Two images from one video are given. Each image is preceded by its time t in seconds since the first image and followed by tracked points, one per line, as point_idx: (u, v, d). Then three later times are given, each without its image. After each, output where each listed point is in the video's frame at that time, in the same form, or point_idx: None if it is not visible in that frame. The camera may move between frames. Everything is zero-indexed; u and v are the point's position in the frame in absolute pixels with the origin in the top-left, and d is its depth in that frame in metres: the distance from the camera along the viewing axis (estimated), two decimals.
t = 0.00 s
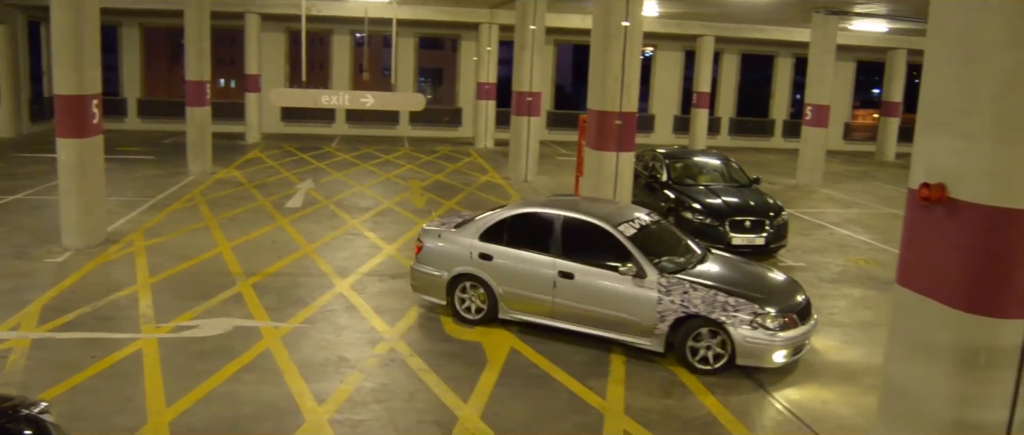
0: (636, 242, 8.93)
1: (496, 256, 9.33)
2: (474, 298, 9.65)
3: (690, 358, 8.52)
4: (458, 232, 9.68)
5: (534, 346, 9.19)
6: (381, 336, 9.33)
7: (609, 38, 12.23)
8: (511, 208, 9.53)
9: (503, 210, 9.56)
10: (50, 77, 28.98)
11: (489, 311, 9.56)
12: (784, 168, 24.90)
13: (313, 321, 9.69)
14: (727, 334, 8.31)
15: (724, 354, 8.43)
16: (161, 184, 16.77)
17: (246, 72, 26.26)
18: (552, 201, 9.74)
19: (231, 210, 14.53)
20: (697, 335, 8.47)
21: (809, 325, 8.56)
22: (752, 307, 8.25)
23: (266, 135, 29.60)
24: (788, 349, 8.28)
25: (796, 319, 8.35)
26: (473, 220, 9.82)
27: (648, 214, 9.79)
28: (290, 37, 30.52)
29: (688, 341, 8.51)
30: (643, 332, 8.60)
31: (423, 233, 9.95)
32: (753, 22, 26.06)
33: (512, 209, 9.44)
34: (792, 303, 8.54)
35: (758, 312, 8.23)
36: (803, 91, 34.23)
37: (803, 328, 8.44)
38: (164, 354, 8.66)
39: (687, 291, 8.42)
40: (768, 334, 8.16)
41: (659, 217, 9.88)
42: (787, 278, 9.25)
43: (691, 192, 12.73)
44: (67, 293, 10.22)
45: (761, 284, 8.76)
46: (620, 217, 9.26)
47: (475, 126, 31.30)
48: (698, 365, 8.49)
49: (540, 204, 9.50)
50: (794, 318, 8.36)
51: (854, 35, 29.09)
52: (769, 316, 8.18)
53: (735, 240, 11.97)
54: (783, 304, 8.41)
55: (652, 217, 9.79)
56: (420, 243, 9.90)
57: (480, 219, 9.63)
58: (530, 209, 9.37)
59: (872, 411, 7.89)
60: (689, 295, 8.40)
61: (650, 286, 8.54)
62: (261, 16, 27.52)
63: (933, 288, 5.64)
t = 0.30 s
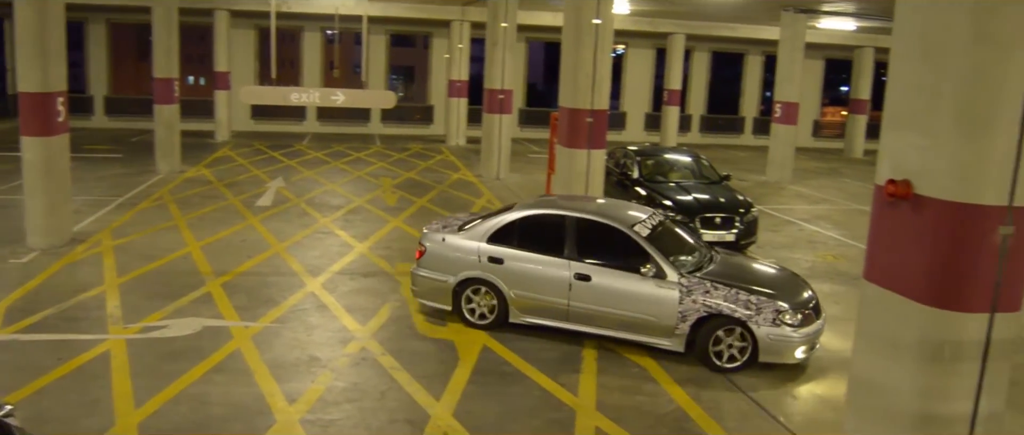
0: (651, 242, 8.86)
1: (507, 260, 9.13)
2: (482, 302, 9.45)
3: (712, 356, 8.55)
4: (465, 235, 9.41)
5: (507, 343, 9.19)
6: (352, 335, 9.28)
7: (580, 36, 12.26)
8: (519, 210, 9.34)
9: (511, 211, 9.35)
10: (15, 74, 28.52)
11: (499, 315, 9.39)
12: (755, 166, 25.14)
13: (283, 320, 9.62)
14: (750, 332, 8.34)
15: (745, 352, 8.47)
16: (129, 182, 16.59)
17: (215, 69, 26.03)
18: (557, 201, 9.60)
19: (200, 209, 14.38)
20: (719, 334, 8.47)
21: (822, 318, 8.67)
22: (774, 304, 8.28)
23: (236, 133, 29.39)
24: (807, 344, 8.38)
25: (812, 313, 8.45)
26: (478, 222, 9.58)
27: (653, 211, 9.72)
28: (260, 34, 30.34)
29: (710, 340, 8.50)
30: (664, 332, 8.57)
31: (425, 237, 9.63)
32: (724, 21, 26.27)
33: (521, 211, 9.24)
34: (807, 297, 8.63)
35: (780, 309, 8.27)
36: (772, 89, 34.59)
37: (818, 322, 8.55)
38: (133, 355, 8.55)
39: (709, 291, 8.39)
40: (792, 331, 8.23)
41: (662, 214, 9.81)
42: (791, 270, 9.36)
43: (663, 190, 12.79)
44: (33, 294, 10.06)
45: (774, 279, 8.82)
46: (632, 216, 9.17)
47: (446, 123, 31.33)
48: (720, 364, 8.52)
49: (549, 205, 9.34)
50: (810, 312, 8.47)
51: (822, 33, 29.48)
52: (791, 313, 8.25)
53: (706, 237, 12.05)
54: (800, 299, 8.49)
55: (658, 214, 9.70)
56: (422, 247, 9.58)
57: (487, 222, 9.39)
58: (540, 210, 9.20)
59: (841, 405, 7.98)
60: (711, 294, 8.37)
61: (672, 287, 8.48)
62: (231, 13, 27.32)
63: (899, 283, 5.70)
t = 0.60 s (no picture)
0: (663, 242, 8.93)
1: (518, 263, 9.03)
2: (491, 306, 9.30)
3: (728, 354, 8.65)
4: (471, 238, 9.27)
5: (477, 342, 9.20)
6: (322, 335, 9.23)
7: (551, 34, 12.32)
8: (527, 212, 9.26)
9: (519, 214, 9.27)
10: None
11: (508, 320, 9.26)
12: (725, 163, 25.37)
13: (253, 321, 9.55)
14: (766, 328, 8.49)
15: (761, 348, 8.63)
16: (94, 182, 16.37)
17: (182, 67, 25.77)
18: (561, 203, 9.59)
19: (168, 209, 14.22)
20: (736, 332, 8.59)
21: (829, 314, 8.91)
22: (788, 300, 8.46)
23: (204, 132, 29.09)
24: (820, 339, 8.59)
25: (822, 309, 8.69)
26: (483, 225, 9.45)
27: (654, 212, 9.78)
28: (228, 32, 30.10)
29: (727, 338, 8.60)
30: (680, 331, 8.65)
31: (428, 242, 9.43)
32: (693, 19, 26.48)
33: (530, 214, 9.17)
34: (814, 293, 8.86)
35: (794, 305, 8.46)
36: (741, 87, 34.94)
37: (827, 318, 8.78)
38: (99, 357, 8.44)
39: (725, 289, 8.52)
40: (809, 326, 8.43)
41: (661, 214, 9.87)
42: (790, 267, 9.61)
43: (633, 188, 12.86)
44: None
45: (781, 277, 9.02)
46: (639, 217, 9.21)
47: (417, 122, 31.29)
48: (738, 361, 8.63)
49: (557, 207, 9.30)
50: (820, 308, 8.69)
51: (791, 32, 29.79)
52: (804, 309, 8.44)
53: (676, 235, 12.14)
54: (810, 296, 8.71)
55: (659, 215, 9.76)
56: (426, 252, 9.38)
57: (494, 225, 9.28)
58: (550, 212, 9.15)
59: (808, 400, 8.10)
60: (727, 293, 8.51)
61: (689, 286, 8.58)
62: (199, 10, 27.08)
63: (865, 279, 5.76)
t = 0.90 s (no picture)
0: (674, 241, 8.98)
1: (529, 265, 8.94)
2: (500, 310, 9.19)
3: (741, 350, 8.77)
4: (478, 242, 9.13)
5: (449, 342, 9.20)
6: (293, 336, 9.18)
7: (521, 33, 12.39)
8: (535, 214, 9.19)
9: (526, 216, 9.19)
10: None
11: (518, 324, 9.18)
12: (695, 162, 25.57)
13: (221, 322, 9.47)
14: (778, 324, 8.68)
15: (771, 343, 8.80)
16: (58, 182, 16.14)
17: (149, 66, 25.52)
18: (566, 202, 9.55)
19: (135, 210, 14.06)
20: (749, 329, 8.72)
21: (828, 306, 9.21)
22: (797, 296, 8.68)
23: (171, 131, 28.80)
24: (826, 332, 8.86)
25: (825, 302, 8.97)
26: (488, 228, 9.33)
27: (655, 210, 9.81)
28: (195, 30, 29.85)
29: (740, 335, 8.72)
30: (694, 330, 8.75)
31: (434, 246, 9.23)
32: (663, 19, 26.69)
33: (539, 216, 9.10)
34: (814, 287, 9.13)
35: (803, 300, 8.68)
36: (711, 86, 35.27)
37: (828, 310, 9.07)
38: (64, 360, 8.32)
39: (738, 287, 8.65)
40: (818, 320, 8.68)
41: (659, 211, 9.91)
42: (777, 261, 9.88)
43: (604, 186, 12.90)
44: None
45: (781, 272, 9.23)
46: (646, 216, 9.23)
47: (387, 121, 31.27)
48: (750, 357, 8.78)
49: (563, 207, 9.26)
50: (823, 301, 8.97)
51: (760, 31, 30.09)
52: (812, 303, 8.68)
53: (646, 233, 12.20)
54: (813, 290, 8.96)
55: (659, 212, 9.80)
56: (432, 257, 9.18)
57: (501, 228, 9.17)
58: (558, 213, 9.10)
59: (777, 397, 8.19)
60: (740, 290, 8.64)
61: (703, 286, 8.67)
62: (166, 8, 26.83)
63: (834, 276, 5.77)
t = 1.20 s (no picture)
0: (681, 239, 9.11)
1: (540, 267, 8.91)
2: (510, 312, 9.13)
3: (750, 345, 8.98)
4: (488, 245, 9.03)
5: (421, 341, 9.20)
6: (262, 337, 9.12)
7: (492, 32, 12.41)
8: (544, 216, 9.17)
9: (535, 218, 9.16)
10: None
11: (529, 326, 9.14)
12: (666, 160, 25.75)
13: (190, 323, 9.38)
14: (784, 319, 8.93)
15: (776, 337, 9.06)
16: (21, 182, 15.92)
17: (116, 64, 25.34)
18: (567, 201, 9.56)
19: (102, 210, 13.90)
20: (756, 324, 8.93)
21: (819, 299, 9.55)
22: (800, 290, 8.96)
23: (140, 130, 28.50)
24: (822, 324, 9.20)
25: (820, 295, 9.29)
26: (495, 231, 9.25)
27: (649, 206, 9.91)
28: (164, 28, 29.60)
29: (747, 330, 8.94)
30: (705, 327, 8.89)
31: (441, 250, 9.06)
32: (635, 18, 26.86)
33: (549, 218, 9.09)
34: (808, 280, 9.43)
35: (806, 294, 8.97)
36: (681, 85, 35.58)
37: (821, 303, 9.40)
38: (29, 363, 8.20)
39: (746, 284, 8.83)
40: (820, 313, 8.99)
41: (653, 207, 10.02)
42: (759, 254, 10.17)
43: (575, 185, 12.95)
44: None
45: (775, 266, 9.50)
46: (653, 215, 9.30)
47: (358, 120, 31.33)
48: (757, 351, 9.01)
49: (571, 208, 9.27)
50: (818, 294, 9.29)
51: (731, 30, 30.37)
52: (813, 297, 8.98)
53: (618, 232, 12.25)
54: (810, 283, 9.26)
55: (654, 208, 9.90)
56: (441, 261, 9.01)
57: (511, 230, 9.11)
58: (568, 215, 9.11)
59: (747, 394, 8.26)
60: (749, 287, 8.83)
61: (714, 283, 8.82)
62: (134, 6, 26.55)
63: (803, 276, 5.78)
